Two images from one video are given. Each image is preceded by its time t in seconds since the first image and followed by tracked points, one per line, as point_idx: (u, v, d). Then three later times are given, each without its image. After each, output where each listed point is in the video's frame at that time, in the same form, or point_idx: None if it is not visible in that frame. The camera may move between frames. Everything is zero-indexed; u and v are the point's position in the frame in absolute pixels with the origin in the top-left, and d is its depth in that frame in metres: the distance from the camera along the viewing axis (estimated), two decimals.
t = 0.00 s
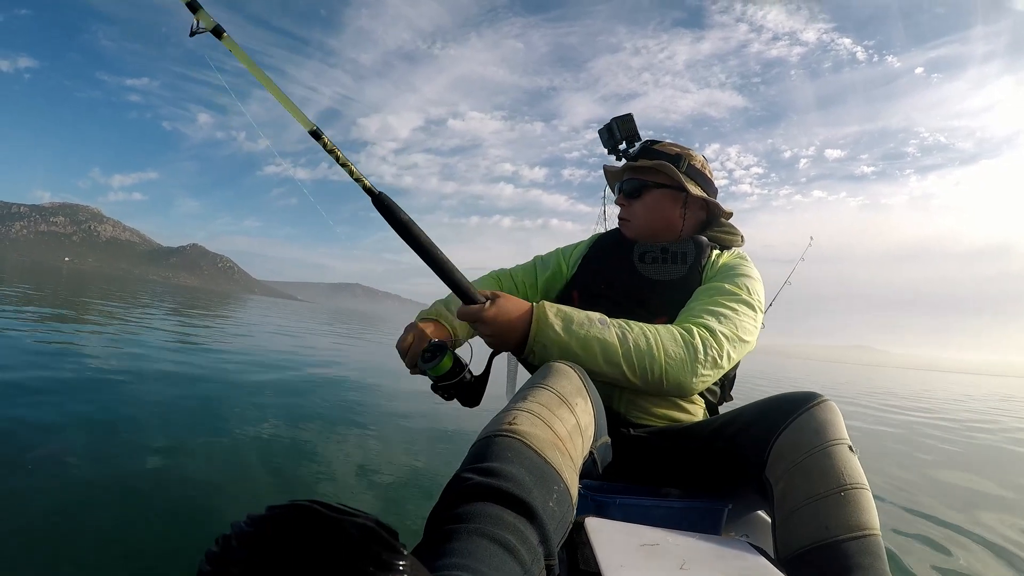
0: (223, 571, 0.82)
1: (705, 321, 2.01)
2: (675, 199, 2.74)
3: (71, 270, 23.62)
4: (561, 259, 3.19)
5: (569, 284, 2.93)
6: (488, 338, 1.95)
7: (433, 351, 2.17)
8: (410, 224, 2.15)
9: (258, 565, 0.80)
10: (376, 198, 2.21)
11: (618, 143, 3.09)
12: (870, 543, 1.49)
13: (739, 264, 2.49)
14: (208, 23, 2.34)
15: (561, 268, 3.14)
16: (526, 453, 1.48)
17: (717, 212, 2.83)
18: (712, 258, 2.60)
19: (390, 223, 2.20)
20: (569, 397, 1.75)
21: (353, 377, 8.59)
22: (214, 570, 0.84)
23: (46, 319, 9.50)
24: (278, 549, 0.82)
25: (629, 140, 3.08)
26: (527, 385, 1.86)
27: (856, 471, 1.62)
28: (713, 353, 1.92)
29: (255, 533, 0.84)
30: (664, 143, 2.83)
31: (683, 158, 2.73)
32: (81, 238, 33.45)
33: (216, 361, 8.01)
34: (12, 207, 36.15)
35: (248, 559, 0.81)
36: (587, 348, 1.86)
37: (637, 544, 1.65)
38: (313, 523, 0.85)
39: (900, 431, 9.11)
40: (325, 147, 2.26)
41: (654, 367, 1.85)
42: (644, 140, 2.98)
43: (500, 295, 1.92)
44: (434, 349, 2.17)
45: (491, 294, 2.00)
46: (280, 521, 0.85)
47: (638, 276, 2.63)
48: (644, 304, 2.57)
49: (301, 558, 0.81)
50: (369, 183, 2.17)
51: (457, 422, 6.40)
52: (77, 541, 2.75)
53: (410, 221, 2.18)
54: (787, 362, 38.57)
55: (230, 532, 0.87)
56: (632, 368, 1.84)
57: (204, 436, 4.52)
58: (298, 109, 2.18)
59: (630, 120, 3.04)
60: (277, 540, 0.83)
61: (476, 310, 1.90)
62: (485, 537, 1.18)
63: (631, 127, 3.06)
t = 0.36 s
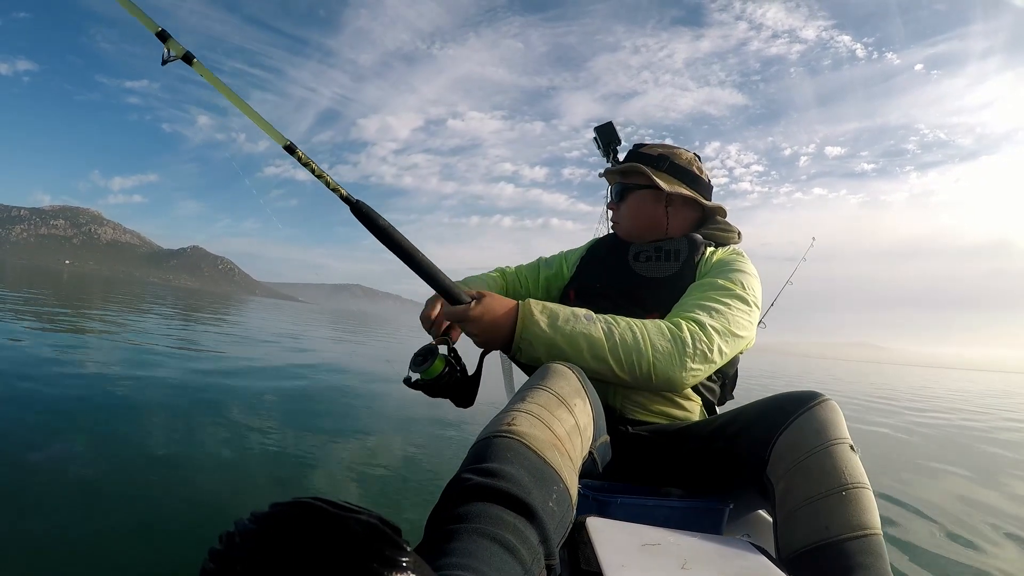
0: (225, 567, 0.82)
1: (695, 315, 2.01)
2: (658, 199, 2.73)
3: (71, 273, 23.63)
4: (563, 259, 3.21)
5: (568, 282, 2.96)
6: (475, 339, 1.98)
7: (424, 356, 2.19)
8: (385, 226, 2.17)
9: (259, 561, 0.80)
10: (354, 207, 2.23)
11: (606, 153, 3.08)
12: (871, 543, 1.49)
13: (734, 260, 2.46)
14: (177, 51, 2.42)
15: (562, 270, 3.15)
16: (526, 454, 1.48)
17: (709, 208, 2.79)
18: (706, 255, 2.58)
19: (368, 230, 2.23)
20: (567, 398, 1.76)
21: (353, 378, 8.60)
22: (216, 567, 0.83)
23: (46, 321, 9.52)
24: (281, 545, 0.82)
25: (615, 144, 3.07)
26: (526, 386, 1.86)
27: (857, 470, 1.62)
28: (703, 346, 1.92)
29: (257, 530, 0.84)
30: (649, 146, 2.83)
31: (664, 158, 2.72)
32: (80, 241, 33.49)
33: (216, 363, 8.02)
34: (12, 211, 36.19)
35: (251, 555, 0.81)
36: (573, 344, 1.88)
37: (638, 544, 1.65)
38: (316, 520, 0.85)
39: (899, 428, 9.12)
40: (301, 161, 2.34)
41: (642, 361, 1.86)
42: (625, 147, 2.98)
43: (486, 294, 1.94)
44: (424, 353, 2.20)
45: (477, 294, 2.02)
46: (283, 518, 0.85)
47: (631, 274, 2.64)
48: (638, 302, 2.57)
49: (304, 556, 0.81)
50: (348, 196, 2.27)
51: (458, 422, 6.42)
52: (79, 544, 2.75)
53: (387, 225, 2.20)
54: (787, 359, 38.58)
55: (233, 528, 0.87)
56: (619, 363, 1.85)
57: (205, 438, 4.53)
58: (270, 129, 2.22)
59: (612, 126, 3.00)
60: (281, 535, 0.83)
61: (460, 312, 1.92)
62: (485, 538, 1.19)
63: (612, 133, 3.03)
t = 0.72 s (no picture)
0: (236, 558, 0.84)
1: (705, 319, 2.03)
2: (647, 196, 2.74)
3: (71, 290, 23.68)
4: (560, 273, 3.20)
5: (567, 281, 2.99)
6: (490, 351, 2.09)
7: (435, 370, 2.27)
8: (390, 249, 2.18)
9: (268, 553, 0.82)
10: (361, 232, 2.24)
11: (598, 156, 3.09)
12: (874, 542, 1.51)
13: (730, 254, 2.46)
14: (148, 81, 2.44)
15: (562, 276, 3.18)
16: (528, 452, 1.49)
17: (700, 200, 2.79)
18: (703, 249, 2.59)
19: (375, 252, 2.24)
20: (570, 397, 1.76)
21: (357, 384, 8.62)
22: (226, 558, 0.86)
23: (47, 339, 9.53)
24: (289, 537, 0.83)
25: (606, 146, 3.08)
26: (528, 385, 1.87)
27: (859, 469, 1.63)
28: (715, 352, 1.94)
29: (266, 520, 0.86)
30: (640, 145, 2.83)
31: (651, 155, 2.73)
32: (79, 258, 33.58)
33: (218, 374, 8.02)
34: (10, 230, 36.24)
35: (261, 546, 0.83)
36: (587, 356, 1.93)
37: (643, 544, 1.65)
38: (322, 510, 0.86)
39: (902, 412, 9.13)
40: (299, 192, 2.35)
41: (658, 371, 1.88)
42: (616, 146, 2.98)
43: (500, 310, 2.04)
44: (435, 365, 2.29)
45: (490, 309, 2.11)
46: (290, 509, 0.86)
47: (628, 270, 2.65)
48: (634, 296, 2.58)
49: (310, 549, 0.82)
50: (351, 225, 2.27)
51: (461, 424, 6.43)
52: (88, 559, 2.76)
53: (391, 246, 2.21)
54: (789, 348, 38.62)
55: (241, 520, 0.89)
56: (635, 373, 1.88)
57: (210, 450, 4.54)
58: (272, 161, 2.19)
59: (602, 128, 3.01)
60: (289, 526, 0.84)
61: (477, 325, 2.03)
62: (488, 536, 1.20)
63: (603, 134, 3.04)
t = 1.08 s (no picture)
0: (238, 561, 0.84)
1: (742, 326, 2.02)
2: (638, 197, 2.74)
3: (69, 294, 23.64)
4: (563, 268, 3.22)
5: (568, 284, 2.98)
6: (554, 331, 1.88)
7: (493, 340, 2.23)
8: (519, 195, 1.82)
9: (270, 557, 0.82)
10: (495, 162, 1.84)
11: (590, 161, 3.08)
12: (877, 542, 1.51)
13: (731, 253, 2.47)
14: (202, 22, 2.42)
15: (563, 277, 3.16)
16: (532, 452, 1.48)
17: (692, 197, 2.78)
18: (703, 247, 2.59)
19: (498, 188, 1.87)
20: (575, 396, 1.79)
21: (356, 385, 8.62)
22: (228, 562, 0.85)
23: (45, 344, 9.51)
24: (291, 541, 0.83)
25: (598, 150, 3.06)
26: (534, 384, 1.91)
27: (863, 469, 1.63)
28: (753, 361, 1.95)
29: (269, 523, 0.85)
30: (628, 147, 2.83)
31: (641, 156, 2.73)
32: (76, 264, 33.58)
33: (217, 378, 8.00)
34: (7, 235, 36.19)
35: (264, 549, 0.83)
36: (654, 351, 1.81)
37: (645, 543, 1.65)
38: (324, 516, 0.85)
39: (900, 408, 9.15)
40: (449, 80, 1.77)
41: (710, 375, 1.84)
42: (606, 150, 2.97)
43: (575, 291, 1.83)
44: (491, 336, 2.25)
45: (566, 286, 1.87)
46: (292, 511, 0.86)
47: (630, 272, 2.64)
48: (638, 296, 2.57)
49: (312, 552, 0.81)
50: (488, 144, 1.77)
51: (461, 425, 6.42)
52: (90, 564, 2.76)
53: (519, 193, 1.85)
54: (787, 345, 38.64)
55: (244, 523, 0.89)
56: (693, 374, 1.82)
57: (210, 453, 4.53)
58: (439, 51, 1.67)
59: (593, 133, 3.00)
60: (292, 529, 0.84)
61: (550, 301, 1.80)
62: (492, 536, 1.19)
63: (594, 138, 3.02)
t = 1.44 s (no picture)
0: (238, 561, 0.83)
1: (726, 319, 2.00)
2: (639, 197, 2.74)
3: (66, 292, 23.57)
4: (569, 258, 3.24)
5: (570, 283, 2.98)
6: (533, 321, 1.85)
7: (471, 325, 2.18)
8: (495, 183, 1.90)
9: (271, 558, 0.81)
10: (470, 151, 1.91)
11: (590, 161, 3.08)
12: (877, 542, 1.51)
13: (732, 254, 2.48)
14: None
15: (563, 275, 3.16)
16: (532, 452, 1.48)
17: (693, 197, 2.79)
18: (705, 249, 2.59)
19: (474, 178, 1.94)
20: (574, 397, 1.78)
21: (354, 384, 8.61)
22: (227, 563, 0.85)
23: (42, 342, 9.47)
24: (290, 543, 0.82)
25: (598, 150, 3.06)
26: (534, 384, 1.91)
27: (863, 470, 1.63)
28: (738, 353, 1.92)
29: (268, 525, 0.85)
30: (629, 148, 2.83)
31: (641, 156, 2.73)
32: (73, 261, 33.50)
33: (215, 376, 7.99)
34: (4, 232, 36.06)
35: (264, 551, 0.82)
36: (629, 340, 1.80)
37: (646, 543, 1.64)
38: (324, 517, 0.84)
39: (897, 410, 9.18)
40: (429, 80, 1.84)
41: (689, 366, 1.82)
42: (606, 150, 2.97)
43: (555, 279, 1.83)
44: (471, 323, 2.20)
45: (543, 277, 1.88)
46: (292, 514, 0.85)
47: (632, 273, 2.64)
48: (641, 298, 2.57)
49: (312, 553, 0.81)
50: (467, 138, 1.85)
51: (460, 424, 6.41)
52: (87, 562, 2.75)
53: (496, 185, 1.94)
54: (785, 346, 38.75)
55: (244, 524, 0.88)
56: (670, 365, 1.81)
57: (208, 452, 4.51)
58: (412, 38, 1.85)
59: (592, 133, 2.99)
60: (291, 532, 0.83)
61: (530, 289, 1.78)
62: (492, 536, 1.19)
63: (593, 138, 3.02)
